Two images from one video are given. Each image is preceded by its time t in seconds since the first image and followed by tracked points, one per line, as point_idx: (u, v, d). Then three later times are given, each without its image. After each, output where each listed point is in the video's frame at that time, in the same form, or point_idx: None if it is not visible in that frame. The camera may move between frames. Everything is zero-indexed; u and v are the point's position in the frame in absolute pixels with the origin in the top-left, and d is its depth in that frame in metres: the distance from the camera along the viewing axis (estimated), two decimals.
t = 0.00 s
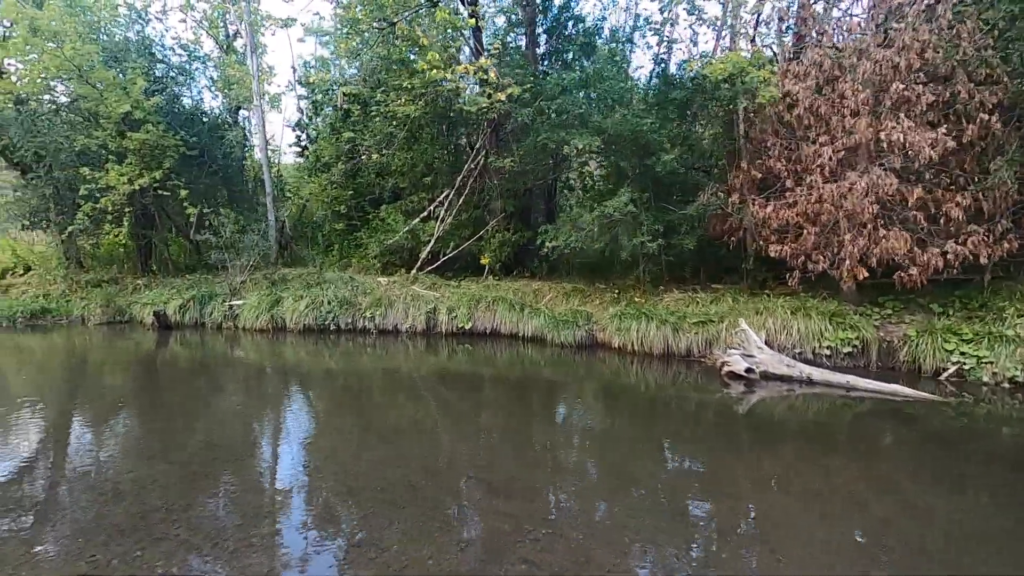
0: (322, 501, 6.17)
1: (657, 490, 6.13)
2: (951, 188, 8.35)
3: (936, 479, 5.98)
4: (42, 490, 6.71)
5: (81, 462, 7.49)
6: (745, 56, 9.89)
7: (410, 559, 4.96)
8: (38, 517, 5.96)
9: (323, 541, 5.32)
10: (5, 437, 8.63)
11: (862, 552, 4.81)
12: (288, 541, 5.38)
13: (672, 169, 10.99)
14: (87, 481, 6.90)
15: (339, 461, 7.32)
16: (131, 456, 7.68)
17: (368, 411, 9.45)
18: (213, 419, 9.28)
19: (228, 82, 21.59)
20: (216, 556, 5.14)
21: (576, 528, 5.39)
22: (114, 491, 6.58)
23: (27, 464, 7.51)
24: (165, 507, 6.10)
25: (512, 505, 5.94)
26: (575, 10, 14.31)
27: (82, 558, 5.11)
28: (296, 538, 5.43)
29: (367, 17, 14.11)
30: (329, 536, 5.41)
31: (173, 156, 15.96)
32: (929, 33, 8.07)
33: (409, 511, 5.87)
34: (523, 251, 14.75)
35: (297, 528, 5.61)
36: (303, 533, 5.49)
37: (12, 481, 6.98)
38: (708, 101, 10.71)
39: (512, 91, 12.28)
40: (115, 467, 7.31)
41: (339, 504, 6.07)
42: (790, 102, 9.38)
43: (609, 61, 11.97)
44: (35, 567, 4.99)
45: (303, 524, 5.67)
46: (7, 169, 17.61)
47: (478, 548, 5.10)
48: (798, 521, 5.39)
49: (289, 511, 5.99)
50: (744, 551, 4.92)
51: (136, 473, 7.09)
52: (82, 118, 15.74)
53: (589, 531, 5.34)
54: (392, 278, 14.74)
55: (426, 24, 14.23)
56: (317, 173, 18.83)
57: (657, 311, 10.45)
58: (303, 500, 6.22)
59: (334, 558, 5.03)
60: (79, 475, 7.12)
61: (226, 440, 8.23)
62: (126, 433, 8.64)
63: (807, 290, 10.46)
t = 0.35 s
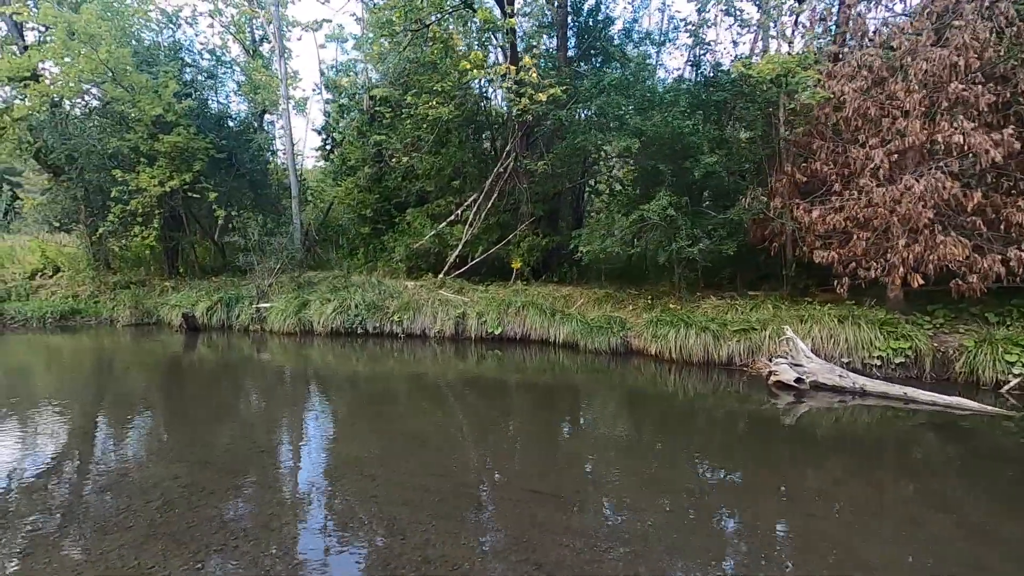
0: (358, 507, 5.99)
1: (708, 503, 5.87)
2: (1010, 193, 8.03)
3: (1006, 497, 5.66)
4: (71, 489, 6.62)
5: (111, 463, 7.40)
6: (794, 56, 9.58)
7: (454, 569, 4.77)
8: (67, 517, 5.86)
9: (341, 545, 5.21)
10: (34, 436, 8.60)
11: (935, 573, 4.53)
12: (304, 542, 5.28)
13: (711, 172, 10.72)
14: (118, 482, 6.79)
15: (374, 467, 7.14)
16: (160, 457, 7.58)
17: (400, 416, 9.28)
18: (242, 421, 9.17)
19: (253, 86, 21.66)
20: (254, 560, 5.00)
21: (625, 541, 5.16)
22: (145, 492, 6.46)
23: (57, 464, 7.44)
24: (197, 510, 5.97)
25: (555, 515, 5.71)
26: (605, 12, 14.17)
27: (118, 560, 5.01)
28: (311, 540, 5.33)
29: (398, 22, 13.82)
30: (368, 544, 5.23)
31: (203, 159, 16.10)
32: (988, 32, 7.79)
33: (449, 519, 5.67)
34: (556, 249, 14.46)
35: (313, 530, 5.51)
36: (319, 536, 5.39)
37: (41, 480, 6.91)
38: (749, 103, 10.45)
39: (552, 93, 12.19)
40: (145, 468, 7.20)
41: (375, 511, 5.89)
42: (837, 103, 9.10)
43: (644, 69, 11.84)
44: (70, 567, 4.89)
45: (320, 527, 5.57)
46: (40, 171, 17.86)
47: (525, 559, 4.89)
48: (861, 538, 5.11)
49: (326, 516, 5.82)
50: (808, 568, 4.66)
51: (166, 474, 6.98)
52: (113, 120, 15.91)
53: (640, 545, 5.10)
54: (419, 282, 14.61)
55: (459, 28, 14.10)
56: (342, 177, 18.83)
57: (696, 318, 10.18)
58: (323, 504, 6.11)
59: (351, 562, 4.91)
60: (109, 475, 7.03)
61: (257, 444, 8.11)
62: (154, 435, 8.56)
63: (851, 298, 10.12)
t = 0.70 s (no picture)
0: (389, 517, 5.74)
1: (760, 518, 5.57)
2: None
3: None
4: (88, 494, 6.41)
5: (131, 468, 7.18)
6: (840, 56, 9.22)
7: None
8: (85, 523, 5.65)
9: (354, 551, 5.11)
10: (49, 438, 8.42)
11: None
12: (316, 548, 5.18)
13: (745, 175, 10.42)
14: (138, 487, 6.57)
15: (405, 475, 6.88)
16: (180, 462, 7.35)
17: (426, 422, 9.04)
18: (264, 426, 8.94)
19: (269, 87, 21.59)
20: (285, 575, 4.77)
21: (676, 558, 4.89)
22: (166, 498, 6.24)
23: (72, 468, 7.23)
24: (222, 519, 5.73)
25: (599, 528, 5.42)
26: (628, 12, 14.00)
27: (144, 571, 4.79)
28: (323, 546, 5.23)
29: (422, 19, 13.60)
30: (403, 557, 4.97)
31: (222, 160, 16.07)
32: None
33: (487, 531, 5.41)
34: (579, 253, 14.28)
35: (325, 535, 5.42)
36: (331, 541, 5.29)
37: (57, 484, 6.71)
38: (786, 104, 10.16)
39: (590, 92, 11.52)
40: (164, 473, 6.98)
41: (408, 522, 5.63)
42: (880, 105, 8.79)
43: (668, 77, 11.80)
44: None
45: (331, 532, 5.47)
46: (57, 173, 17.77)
47: None
48: (927, 558, 4.81)
49: (357, 527, 5.56)
50: None
51: (188, 480, 6.75)
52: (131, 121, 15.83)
53: (692, 562, 4.83)
54: (440, 286, 14.39)
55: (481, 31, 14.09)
56: (360, 179, 18.70)
57: (730, 325, 9.89)
58: (335, 508, 5.98)
59: (364, 569, 4.81)
60: (129, 480, 6.81)
61: (282, 450, 7.87)
62: (173, 438, 8.35)
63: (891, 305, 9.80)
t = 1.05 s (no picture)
0: (430, 527, 5.59)
1: (816, 533, 5.36)
2: None
3: None
4: (118, 501, 6.30)
5: (160, 473, 7.07)
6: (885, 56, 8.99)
7: None
8: (117, 533, 5.52)
9: (369, 553, 5.13)
10: (74, 441, 8.34)
11: None
12: (332, 549, 5.21)
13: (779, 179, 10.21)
14: (168, 494, 6.44)
15: (441, 483, 6.71)
16: (209, 468, 7.23)
17: (458, 428, 8.88)
18: (291, 431, 8.82)
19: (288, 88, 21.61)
20: None
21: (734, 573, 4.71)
22: (198, 506, 6.11)
23: (99, 474, 7.13)
24: (256, 529, 5.59)
25: (648, 542, 5.23)
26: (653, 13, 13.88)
27: None
28: (338, 547, 5.26)
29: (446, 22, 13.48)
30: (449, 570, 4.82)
31: (243, 162, 16.10)
32: None
33: (531, 543, 5.24)
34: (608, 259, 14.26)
35: (339, 537, 5.43)
36: (346, 543, 5.32)
37: (85, 490, 6.60)
38: (823, 106, 9.98)
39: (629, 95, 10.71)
40: (193, 479, 6.86)
41: (449, 534, 5.46)
42: (925, 107, 8.53)
43: (697, 81, 11.68)
44: None
45: (344, 534, 5.49)
46: (80, 175, 17.85)
47: None
48: None
49: (398, 539, 5.40)
50: None
51: (219, 487, 6.62)
52: (153, 123, 15.87)
53: None
54: (462, 289, 14.25)
55: (505, 33, 14.03)
56: (379, 181, 18.63)
57: (765, 331, 9.68)
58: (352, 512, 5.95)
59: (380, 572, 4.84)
60: (159, 486, 6.69)
61: (311, 455, 7.73)
62: (199, 443, 8.25)
63: (932, 312, 9.56)
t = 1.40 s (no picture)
0: (475, 538, 5.41)
1: (881, 549, 5.12)
2: None
3: None
4: (147, 505, 6.14)
5: (190, 478, 6.92)
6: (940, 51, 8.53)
7: None
8: (147, 540, 5.37)
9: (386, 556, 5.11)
10: (99, 442, 8.21)
11: None
12: (346, 551, 5.19)
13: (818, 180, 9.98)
14: (199, 499, 6.29)
15: (481, 490, 6.53)
16: (240, 473, 7.07)
17: (490, 432, 8.69)
18: (320, 434, 8.67)
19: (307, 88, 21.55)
20: None
21: None
22: (231, 513, 5.95)
23: (127, 477, 6.98)
24: (295, 538, 5.42)
25: (705, 558, 5.01)
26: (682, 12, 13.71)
27: None
28: (355, 548, 5.24)
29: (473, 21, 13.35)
30: None
31: (266, 161, 16.05)
32: None
33: (582, 558, 5.04)
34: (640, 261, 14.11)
35: (354, 539, 5.42)
36: (362, 546, 5.30)
37: (115, 494, 6.46)
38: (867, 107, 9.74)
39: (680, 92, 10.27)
40: (223, 485, 6.70)
41: (493, 546, 5.26)
42: (976, 105, 8.11)
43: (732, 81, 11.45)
44: None
45: (360, 536, 5.47)
46: (102, 173, 17.89)
47: None
48: None
49: (442, 550, 5.23)
50: None
51: (251, 492, 6.47)
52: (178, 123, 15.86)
53: None
54: (486, 291, 14.07)
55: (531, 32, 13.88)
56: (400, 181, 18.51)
57: (805, 337, 9.43)
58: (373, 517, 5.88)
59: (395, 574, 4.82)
60: (189, 490, 6.53)
61: (343, 459, 7.57)
62: (227, 446, 8.10)
63: (978, 318, 9.27)
